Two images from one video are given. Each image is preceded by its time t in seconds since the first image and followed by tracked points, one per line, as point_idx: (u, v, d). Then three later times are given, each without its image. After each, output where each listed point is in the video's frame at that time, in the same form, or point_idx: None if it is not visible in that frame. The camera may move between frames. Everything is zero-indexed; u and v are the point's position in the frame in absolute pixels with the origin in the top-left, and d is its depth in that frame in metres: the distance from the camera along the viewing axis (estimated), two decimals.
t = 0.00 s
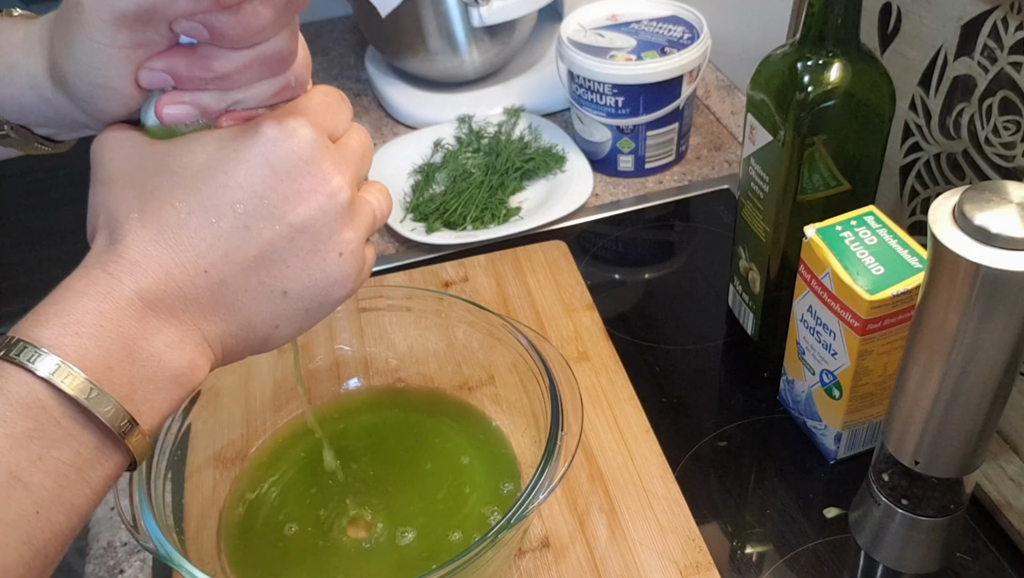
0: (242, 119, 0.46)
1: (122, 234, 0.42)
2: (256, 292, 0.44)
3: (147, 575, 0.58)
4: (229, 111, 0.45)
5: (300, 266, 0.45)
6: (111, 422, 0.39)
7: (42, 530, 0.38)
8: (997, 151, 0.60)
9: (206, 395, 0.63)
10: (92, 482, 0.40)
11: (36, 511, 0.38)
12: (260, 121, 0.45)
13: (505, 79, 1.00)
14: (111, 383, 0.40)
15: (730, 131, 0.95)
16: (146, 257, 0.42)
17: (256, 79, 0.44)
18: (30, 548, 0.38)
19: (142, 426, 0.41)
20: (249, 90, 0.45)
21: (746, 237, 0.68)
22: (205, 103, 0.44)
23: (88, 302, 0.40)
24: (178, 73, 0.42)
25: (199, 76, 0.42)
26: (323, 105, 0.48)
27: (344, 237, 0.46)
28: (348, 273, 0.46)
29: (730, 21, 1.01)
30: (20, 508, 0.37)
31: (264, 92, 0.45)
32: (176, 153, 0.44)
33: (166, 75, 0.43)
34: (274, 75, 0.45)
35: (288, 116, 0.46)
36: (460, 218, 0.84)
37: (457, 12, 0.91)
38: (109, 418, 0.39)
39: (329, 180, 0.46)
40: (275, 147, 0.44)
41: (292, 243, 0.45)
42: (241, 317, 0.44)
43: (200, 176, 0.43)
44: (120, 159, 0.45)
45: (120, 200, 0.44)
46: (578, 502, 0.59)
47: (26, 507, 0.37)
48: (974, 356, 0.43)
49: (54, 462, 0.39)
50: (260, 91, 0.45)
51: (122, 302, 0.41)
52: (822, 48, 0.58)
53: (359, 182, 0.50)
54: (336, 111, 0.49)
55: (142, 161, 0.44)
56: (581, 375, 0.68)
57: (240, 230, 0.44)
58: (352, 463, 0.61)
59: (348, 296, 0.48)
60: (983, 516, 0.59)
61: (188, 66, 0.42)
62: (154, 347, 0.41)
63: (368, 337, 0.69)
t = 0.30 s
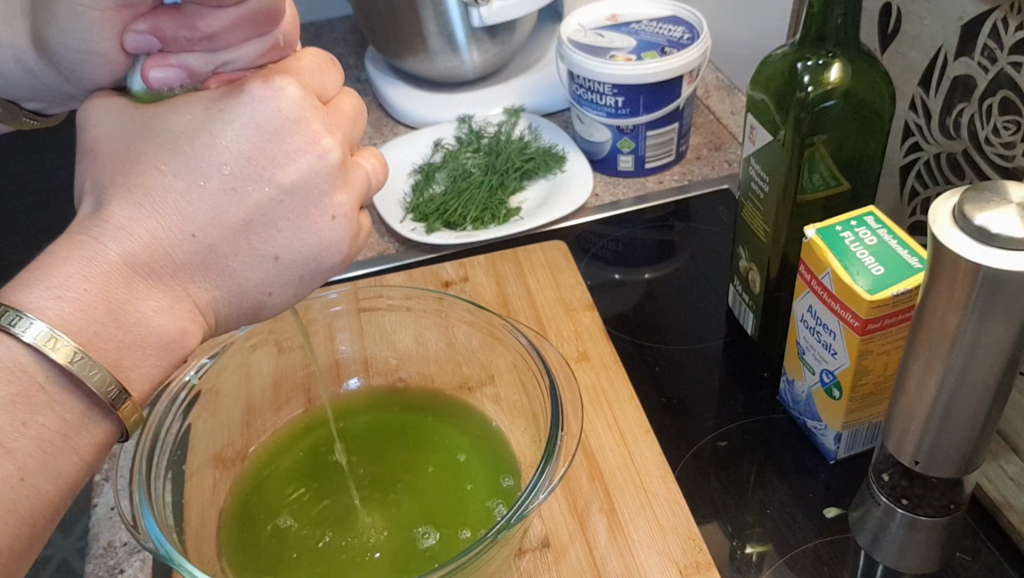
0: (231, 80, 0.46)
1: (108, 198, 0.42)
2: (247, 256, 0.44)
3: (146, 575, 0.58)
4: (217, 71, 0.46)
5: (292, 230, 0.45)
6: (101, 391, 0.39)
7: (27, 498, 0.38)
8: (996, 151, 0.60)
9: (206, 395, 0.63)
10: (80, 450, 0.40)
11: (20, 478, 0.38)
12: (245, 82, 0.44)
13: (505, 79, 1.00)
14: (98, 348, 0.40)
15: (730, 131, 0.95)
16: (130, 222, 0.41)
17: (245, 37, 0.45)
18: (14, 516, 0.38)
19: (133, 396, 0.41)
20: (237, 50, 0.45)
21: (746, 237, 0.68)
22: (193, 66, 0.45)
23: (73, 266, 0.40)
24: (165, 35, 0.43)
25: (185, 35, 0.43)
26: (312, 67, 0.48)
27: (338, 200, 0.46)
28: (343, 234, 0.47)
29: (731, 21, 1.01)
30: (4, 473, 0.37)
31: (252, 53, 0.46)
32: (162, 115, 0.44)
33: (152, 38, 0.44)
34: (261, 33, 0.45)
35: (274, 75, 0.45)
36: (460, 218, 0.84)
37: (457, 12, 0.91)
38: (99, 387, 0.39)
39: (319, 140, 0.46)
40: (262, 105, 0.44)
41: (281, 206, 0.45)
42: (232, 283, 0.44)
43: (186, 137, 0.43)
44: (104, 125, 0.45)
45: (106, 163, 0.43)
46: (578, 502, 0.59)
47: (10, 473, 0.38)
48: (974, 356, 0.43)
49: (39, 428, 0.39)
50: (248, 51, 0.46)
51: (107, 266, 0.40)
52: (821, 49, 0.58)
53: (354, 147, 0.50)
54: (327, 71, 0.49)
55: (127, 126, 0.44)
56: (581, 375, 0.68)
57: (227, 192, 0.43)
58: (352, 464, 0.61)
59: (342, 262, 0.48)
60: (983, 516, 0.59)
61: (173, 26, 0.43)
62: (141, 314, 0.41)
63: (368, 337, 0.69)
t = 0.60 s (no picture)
0: (228, 75, 0.46)
1: (98, 196, 0.42)
2: (240, 254, 0.44)
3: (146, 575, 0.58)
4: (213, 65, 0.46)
5: (284, 226, 0.45)
6: (90, 390, 0.39)
7: (13, 495, 0.38)
8: (996, 151, 0.60)
9: (206, 395, 0.63)
10: (68, 448, 0.40)
11: (7, 477, 0.38)
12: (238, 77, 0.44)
13: (506, 79, 1.00)
14: (86, 345, 0.40)
15: (730, 131, 0.95)
16: (120, 220, 0.41)
17: (243, 31, 0.45)
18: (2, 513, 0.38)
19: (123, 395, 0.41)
20: (233, 44, 0.45)
21: (746, 237, 0.68)
22: (190, 61, 0.45)
23: (59, 263, 0.40)
24: (161, 29, 0.43)
25: (183, 30, 0.43)
26: (308, 62, 0.48)
27: (333, 197, 0.46)
28: (339, 233, 0.46)
29: (730, 22, 1.01)
30: None
31: (249, 47, 0.46)
32: (154, 112, 0.44)
33: (146, 32, 0.43)
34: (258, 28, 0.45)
35: (268, 70, 0.45)
36: (460, 218, 0.84)
37: (457, 12, 0.91)
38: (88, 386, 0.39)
39: (314, 136, 0.45)
40: (255, 101, 0.44)
41: (275, 203, 0.45)
42: (225, 281, 0.44)
43: (177, 133, 0.43)
44: (97, 124, 0.45)
45: (98, 160, 0.43)
46: (578, 502, 0.59)
47: None
48: (974, 355, 0.43)
49: (25, 426, 0.38)
50: (244, 45, 0.46)
51: (97, 263, 0.40)
52: (821, 48, 0.58)
53: (351, 144, 0.50)
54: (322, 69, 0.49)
55: (120, 122, 0.44)
56: (582, 375, 0.68)
57: (219, 189, 0.43)
58: (353, 464, 0.61)
59: (341, 259, 0.48)
60: (983, 516, 0.59)
61: (170, 21, 0.43)
62: (130, 310, 0.41)
63: (368, 336, 0.69)
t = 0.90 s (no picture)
0: (257, 105, 0.45)
1: (120, 220, 0.42)
2: (256, 284, 0.44)
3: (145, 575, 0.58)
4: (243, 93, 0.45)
5: (303, 256, 0.44)
6: (106, 414, 0.38)
7: (27, 519, 0.37)
8: (996, 151, 0.60)
9: (206, 395, 0.63)
10: (81, 472, 0.39)
11: (20, 499, 0.37)
12: (263, 108, 0.44)
13: (506, 79, 1.00)
14: (102, 368, 0.39)
15: (730, 131, 0.95)
16: (141, 245, 0.41)
17: (275, 63, 0.44)
18: (14, 538, 0.36)
19: (136, 421, 0.40)
20: (265, 76, 0.45)
21: (745, 237, 0.68)
22: (222, 90, 0.44)
23: (80, 288, 0.39)
24: (195, 59, 0.42)
25: (216, 59, 0.42)
26: (331, 94, 0.47)
27: (352, 228, 0.45)
28: (357, 263, 0.46)
29: (729, 21, 1.01)
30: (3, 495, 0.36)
31: (280, 78, 0.45)
32: (179, 140, 0.44)
33: (181, 63, 0.43)
34: (290, 60, 0.45)
35: (292, 101, 0.45)
36: (460, 218, 0.84)
37: (458, 12, 0.91)
38: (104, 410, 0.38)
39: (334, 168, 0.45)
40: (278, 132, 0.43)
41: (294, 233, 0.44)
42: (242, 308, 0.44)
43: (201, 161, 0.43)
44: (122, 147, 0.44)
45: (122, 184, 0.43)
46: (578, 502, 0.59)
47: (10, 494, 0.36)
48: (974, 356, 0.43)
49: (40, 449, 0.37)
50: (276, 77, 0.45)
51: (116, 288, 0.40)
52: (822, 48, 0.58)
53: (370, 175, 0.49)
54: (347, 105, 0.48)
55: (142, 146, 0.44)
56: (582, 376, 0.68)
57: (238, 218, 0.43)
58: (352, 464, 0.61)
59: (355, 291, 0.46)
60: (983, 516, 0.59)
61: (204, 52, 0.42)
62: (148, 335, 0.40)
63: (368, 336, 0.69)
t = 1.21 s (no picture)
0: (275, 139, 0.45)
1: (140, 250, 0.42)
2: (270, 313, 0.44)
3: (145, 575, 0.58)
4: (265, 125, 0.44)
5: (315, 288, 0.45)
6: (123, 440, 0.39)
7: (45, 543, 0.37)
8: (996, 151, 0.60)
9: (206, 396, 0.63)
10: (98, 495, 0.39)
11: (40, 522, 0.37)
12: (279, 140, 0.45)
13: (505, 79, 1.00)
14: (120, 396, 0.39)
15: (730, 131, 0.95)
16: (161, 274, 0.42)
17: (294, 98, 0.44)
18: (33, 560, 0.37)
19: (153, 445, 0.41)
20: (283, 109, 0.44)
21: (745, 237, 0.68)
22: (242, 124, 0.43)
23: (100, 316, 0.40)
24: (218, 96, 0.42)
25: (238, 96, 0.42)
26: (343, 128, 0.48)
27: (363, 260, 0.46)
28: (367, 295, 0.46)
29: (728, 19, 1.01)
30: (23, 519, 0.37)
31: (298, 112, 0.45)
32: (194, 173, 0.44)
33: (203, 98, 0.42)
34: (307, 95, 0.44)
35: (308, 137, 0.45)
36: (460, 218, 0.84)
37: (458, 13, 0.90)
38: (121, 436, 0.39)
39: (347, 204, 0.45)
40: (296, 167, 0.44)
41: (307, 265, 0.44)
42: (255, 338, 0.44)
43: (220, 194, 0.43)
44: (142, 177, 0.45)
45: (140, 217, 0.44)
46: (578, 502, 0.59)
47: (30, 517, 0.37)
48: (973, 356, 0.43)
49: (60, 473, 0.38)
50: (294, 110, 0.45)
51: (135, 317, 0.41)
52: (822, 48, 0.58)
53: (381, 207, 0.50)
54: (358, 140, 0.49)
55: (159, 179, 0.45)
56: (582, 376, 0.68)
57: (255, 251, 0.43)
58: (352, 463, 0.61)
59: (364, 322, 0.47)
60: (983, 516, 0.59)
61: (227, 88, 0.41)
62: (165, 363, 0.41)
63: (368, 337, 0.69)
